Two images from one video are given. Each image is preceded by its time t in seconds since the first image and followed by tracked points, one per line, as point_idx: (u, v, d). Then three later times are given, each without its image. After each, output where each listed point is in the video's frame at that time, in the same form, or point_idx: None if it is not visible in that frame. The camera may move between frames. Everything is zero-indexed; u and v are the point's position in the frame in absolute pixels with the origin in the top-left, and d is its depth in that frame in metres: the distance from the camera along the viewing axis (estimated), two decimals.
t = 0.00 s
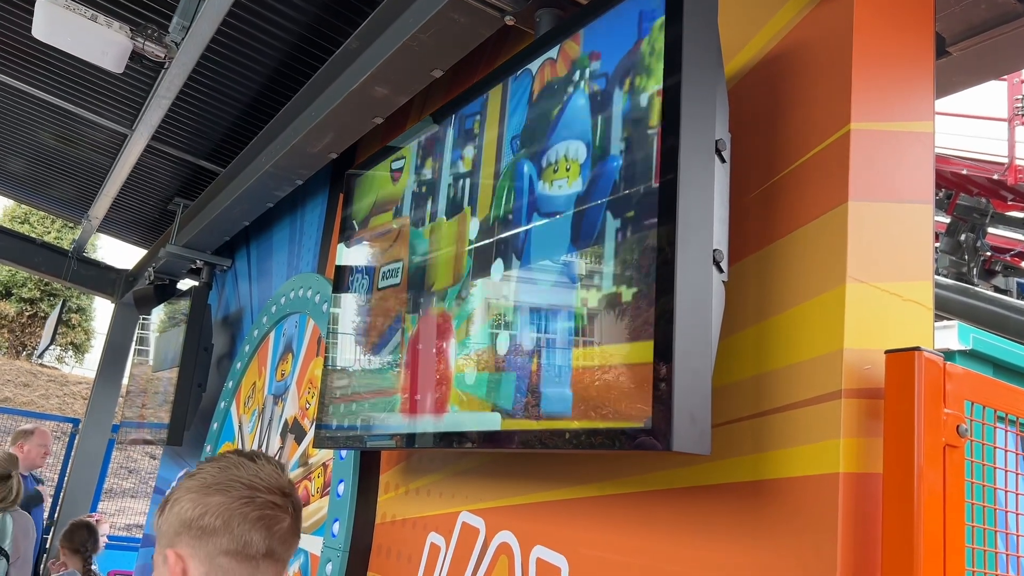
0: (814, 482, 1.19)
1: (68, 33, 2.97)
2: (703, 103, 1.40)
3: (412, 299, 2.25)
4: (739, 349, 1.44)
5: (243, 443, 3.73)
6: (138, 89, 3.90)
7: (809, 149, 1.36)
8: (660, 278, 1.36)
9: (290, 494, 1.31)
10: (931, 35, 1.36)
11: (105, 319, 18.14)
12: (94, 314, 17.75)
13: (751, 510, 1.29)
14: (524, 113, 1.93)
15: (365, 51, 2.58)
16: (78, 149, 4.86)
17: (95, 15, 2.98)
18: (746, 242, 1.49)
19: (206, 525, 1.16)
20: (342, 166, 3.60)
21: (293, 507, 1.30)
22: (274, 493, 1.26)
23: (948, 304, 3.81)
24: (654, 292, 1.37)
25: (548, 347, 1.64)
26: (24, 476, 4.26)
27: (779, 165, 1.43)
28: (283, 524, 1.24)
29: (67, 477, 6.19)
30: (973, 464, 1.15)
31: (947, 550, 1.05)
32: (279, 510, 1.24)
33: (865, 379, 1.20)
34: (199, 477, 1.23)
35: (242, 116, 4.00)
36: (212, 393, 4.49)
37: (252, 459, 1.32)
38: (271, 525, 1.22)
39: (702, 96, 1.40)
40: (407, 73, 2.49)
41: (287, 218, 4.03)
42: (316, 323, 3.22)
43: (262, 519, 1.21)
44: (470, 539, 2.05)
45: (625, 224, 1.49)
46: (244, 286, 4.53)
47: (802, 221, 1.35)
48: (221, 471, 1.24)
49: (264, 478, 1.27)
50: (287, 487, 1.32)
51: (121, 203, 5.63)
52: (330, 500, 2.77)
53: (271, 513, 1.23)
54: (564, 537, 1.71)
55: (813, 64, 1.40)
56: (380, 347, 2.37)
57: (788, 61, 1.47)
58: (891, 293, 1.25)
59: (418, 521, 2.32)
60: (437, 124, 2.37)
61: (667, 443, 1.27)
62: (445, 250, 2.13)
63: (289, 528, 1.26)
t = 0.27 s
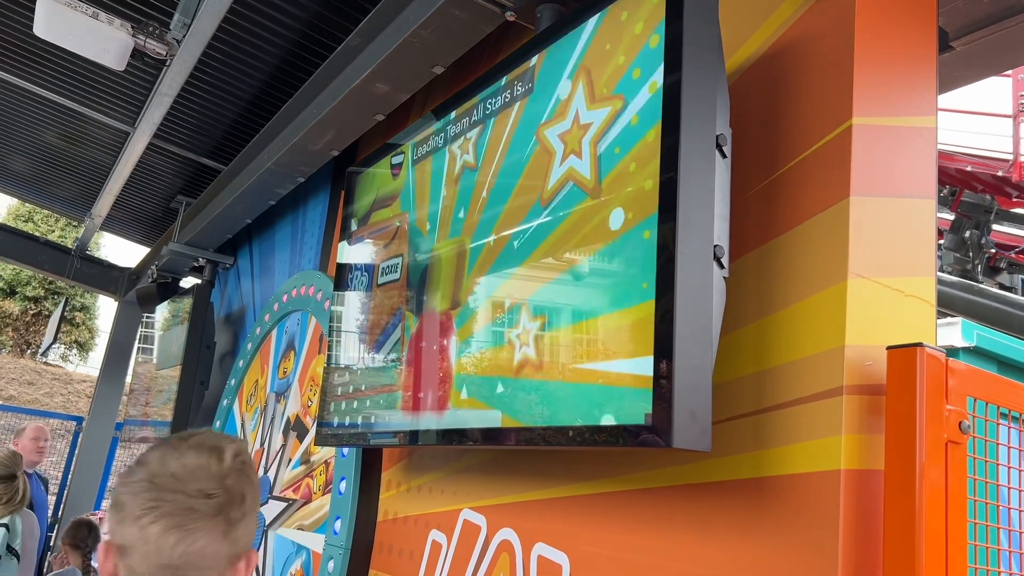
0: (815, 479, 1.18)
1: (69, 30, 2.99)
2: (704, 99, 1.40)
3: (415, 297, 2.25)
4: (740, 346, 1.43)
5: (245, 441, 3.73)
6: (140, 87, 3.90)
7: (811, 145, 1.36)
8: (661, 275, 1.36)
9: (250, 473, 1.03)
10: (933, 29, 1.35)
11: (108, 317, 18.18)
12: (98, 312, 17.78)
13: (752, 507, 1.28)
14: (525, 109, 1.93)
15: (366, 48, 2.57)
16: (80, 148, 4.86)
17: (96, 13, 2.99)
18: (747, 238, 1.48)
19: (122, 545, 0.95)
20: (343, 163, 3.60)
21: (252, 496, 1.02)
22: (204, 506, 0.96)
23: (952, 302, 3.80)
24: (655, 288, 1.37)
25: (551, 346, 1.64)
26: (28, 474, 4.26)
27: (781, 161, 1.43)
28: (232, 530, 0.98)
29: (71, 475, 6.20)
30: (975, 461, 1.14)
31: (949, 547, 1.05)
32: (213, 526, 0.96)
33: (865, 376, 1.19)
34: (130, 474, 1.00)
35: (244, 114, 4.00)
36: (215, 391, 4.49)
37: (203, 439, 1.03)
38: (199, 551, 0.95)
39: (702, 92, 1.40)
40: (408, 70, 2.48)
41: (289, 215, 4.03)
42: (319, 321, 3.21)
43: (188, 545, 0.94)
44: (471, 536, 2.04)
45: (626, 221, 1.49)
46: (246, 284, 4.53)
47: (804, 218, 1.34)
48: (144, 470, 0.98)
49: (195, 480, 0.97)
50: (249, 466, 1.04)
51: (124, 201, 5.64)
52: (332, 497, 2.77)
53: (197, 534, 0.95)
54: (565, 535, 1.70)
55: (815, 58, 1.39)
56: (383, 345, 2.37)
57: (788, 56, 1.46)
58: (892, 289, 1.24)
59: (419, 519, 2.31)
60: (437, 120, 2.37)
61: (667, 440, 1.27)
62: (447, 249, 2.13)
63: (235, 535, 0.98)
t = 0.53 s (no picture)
0: (817, 476, 1.18)
1: (74, 29, 3.00)
2: (705, 95, 1.40)
3: (418, 295, 2.25)
4: (743, 343, 1.43)
5: (249, 439, 3.74)
6: (144, 86, 3.91)
7: (813, 141, 1.35)
8: (663, 272, 1.36)
9: (135, 466, 0.98)
10: (936, 25, 1.34)
11: (114, 316, 18.24)
12: (104, 311, 17.84)
13: (755, 504, 1.28)
14: (527, 106, 1.93)
15: (369, 46, 2.57)
16: (85, 147, 4.87)
17: (100, 12, 2.99)
18: (749, 235, 1.48)
19: None
20: (347, 161, 3.60)
21: (142, 491, 0.97)
22: (77, 521, 0.92)
23: (958, 300, 3.78)
24: (657, 285, 1.37)
25: (556, 345, 1.63)
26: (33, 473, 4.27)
27: (783, 157, 1.42)
28: (120, 541, 0.94)
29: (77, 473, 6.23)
30: (979, 458, 1.14)
31: (952, 544, 1.04)
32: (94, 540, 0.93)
33: (868, 372, 1.19)
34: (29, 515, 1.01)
35: (248, 113, 4.01)
36: (219, 389, 4.51)
37: (73, 445, 0.99)
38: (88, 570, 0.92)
39: (704, 89, 1.39)
40: (411, 68, 2.48)
41: (293, 214, 4.04)
42: (322, 319, 3.22)
43: (77, 569, 0.92)
44: (474, 534, 2.05)
45: (630, 218, 1.49)
46: (251, 282, 4.54)
47: (806, 215, 1.34)
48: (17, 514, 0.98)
49: (55, 502, 0.93)
50: (134, 460, 0.99)
51: (129, 200, 5.65)
52: (336, 495, 2.77)
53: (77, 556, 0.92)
54: (568, 533, 1.70)
55: (817, 54, 1.38)
56: (387, 344, 2.37)
57: (791, 53, 1.45)
58: (895, 286, 1.24)
59: (423, 517, 2.32)
60: (440, 119, 2.38)
61: (669, 437, 1.27)
62: (450, 247, 2.13)
63: (126, 538, 0.94)
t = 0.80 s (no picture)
0: (819, 473, 1.18)
1: (77, 28, 3.00)
2: (707, 91, 1.39)
3: (422, 294, 2.25)
4: (745, 339, 1.43)
5: (253, 437, 3.74)
6: (147, 85, 3.91)
7: (815, 137, 1.35)
8: (665, 268, 1.35)
9: (58, 451, 0.99)
10: (939, 20, 1.34)
11: (119, 315, 18.29)
12: (109, 311, 17.89)
13: (757, 501, 1.28)
14: (530, 103, 1.92)
15: (371, 45, 2.57)
16: (89, 146, 4.88)
17: (103, 11, 2.99)
18: (751, 232, 1.47)
19: None
20: (350, 159, 3.60)
21: (68, 472, 0.98)
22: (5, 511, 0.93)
23: (963, 298, 3.77)
24: (659, 281, 1.36)
25: (559, 343, 1.63)
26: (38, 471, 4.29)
27: (785, 153, 1.42)
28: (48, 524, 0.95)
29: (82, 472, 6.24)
30: (982, 454, 1.13)
31: (955, 541, 1.04)
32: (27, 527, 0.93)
33: (871, 369, 1.18)
34: None
35: (251, 112, 4.01)
36: (223, 387, 4.51)
37: None
38: (24, 558, 0.93)
39: (706, 85, 1.39)
40: (414, 66, 2.48)
41: (296, 213, 4.04)
42: (326, 318, 3.22)
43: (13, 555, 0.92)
44: (477, 531, 2.05)
45: (632, 215, 1.49)
46: (255, 280, 4.55)
47: (808, 210, 1.33)
48: None
49: None
50: (59, 446, 1.00)
51: (132, 199, 5.66)
52: (339, 493, 2.78)
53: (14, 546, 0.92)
54: (570, 529, 1.70)
55: (819, 49, 1.38)
56: (391, 342, 2.37)
57: (793, 48, 1.45)
58: (897, 281, 1.23)
59: (426, 514, 2.32)
60: (442, 116, 2.38)
61: (671, 433, 1.27)
62: (452, 245, 2.14)
63: (57, 522, 0.95)
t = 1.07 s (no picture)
0: (820, 471, 1.18)
1: (81, 28, 3.02)
2: (708, 90, 1.40)
3: (425, 294, 2.25)
4: (746, 338, 1.43)
5: (257, 435, 3.75)
6: (151, 85, 3.92)
7: (816, 136, 1.35)
8: (666, 267, 1.36)
9: (14, 457, 0.99)
10: (940, 18, 1.34)
11: (123, 314, 18.34)
12: (113, 310, 17.94)
13: (758, 499, 1.28)
14: (532, 102, 1.93)
15: (373, 44, 2.58)
16: (93, 146, 4.89)
17: (106, 11, 3.00)
18: (752, 230, 1.48)
19: None
20: (353, 158, 3.61)
21: (26, 476, 0.98)
22: None
23: (967, 296, 3.76)
24: (661, 280, 1.37)
25: (562, 342, 1.64)
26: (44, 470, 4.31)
27: (786, 152, 1.42)
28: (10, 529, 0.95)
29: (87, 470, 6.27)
30: (983, 452, 1.13)
31: (956, 540, 1.04)
32: None
33: (873, 367, 1.18)
34: None
35: (254, 112, 4.02)
36: (227, 386, 4.53)
37: None
38: None
39: (707, 84, 1.39)
40: (416, 65, 2.48)
41: (300, 212, 4.05)
42: (329, 317, 3.23)
43: None
44: (480, 529, 2.05)
45: (634, 214, 1.49)
46: (258, 279, 4.56)
47: (809, 209, 1.34)
48: None
49: None
50: (16, 451, 1.00)
51: (136, 199, 5.68)
52: (342, 492, 2.78)
53: None
54: (572, 528, 1.71)
55: (819, 48, 1.38)
56: (394, 341, 2.38)
57: (794, 47, 1.45)
58: (899, 280, 1.23)
59: (429, 513, 2.33)
60: (445, 115, 2.38)
61: (672, 431, 1.27)
62: (453, 244, 2.15)
63: (20, 527, 0.96)
